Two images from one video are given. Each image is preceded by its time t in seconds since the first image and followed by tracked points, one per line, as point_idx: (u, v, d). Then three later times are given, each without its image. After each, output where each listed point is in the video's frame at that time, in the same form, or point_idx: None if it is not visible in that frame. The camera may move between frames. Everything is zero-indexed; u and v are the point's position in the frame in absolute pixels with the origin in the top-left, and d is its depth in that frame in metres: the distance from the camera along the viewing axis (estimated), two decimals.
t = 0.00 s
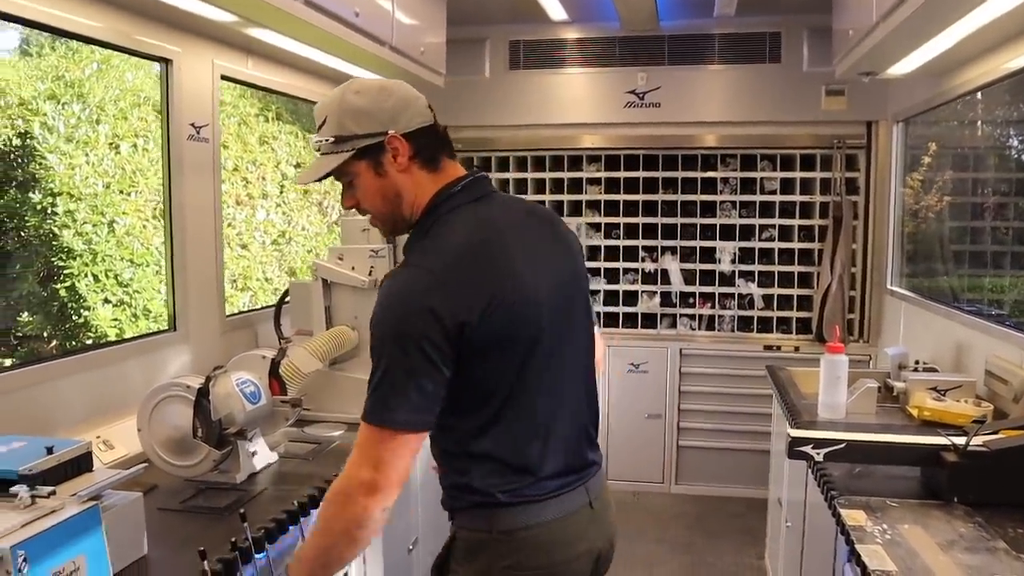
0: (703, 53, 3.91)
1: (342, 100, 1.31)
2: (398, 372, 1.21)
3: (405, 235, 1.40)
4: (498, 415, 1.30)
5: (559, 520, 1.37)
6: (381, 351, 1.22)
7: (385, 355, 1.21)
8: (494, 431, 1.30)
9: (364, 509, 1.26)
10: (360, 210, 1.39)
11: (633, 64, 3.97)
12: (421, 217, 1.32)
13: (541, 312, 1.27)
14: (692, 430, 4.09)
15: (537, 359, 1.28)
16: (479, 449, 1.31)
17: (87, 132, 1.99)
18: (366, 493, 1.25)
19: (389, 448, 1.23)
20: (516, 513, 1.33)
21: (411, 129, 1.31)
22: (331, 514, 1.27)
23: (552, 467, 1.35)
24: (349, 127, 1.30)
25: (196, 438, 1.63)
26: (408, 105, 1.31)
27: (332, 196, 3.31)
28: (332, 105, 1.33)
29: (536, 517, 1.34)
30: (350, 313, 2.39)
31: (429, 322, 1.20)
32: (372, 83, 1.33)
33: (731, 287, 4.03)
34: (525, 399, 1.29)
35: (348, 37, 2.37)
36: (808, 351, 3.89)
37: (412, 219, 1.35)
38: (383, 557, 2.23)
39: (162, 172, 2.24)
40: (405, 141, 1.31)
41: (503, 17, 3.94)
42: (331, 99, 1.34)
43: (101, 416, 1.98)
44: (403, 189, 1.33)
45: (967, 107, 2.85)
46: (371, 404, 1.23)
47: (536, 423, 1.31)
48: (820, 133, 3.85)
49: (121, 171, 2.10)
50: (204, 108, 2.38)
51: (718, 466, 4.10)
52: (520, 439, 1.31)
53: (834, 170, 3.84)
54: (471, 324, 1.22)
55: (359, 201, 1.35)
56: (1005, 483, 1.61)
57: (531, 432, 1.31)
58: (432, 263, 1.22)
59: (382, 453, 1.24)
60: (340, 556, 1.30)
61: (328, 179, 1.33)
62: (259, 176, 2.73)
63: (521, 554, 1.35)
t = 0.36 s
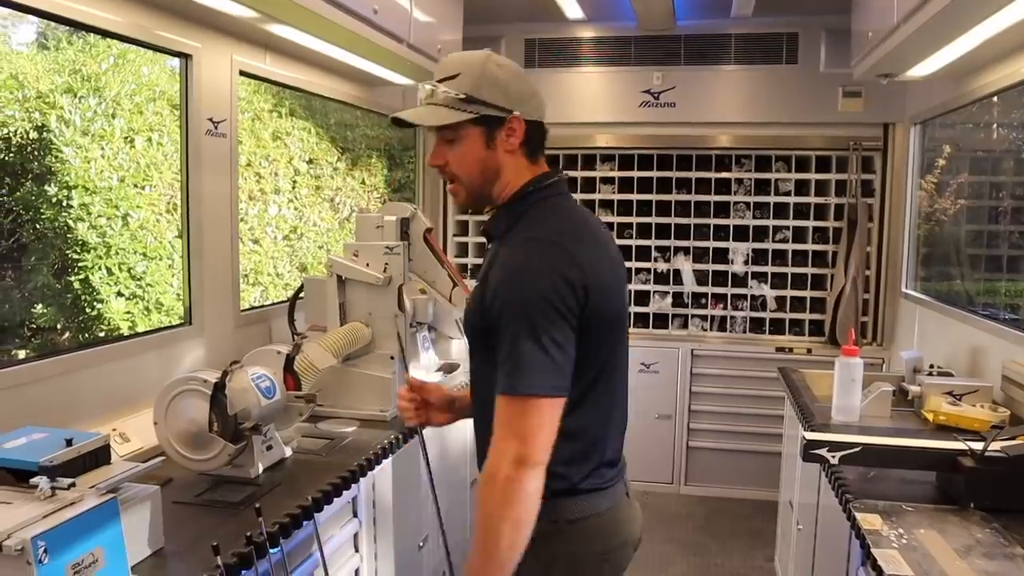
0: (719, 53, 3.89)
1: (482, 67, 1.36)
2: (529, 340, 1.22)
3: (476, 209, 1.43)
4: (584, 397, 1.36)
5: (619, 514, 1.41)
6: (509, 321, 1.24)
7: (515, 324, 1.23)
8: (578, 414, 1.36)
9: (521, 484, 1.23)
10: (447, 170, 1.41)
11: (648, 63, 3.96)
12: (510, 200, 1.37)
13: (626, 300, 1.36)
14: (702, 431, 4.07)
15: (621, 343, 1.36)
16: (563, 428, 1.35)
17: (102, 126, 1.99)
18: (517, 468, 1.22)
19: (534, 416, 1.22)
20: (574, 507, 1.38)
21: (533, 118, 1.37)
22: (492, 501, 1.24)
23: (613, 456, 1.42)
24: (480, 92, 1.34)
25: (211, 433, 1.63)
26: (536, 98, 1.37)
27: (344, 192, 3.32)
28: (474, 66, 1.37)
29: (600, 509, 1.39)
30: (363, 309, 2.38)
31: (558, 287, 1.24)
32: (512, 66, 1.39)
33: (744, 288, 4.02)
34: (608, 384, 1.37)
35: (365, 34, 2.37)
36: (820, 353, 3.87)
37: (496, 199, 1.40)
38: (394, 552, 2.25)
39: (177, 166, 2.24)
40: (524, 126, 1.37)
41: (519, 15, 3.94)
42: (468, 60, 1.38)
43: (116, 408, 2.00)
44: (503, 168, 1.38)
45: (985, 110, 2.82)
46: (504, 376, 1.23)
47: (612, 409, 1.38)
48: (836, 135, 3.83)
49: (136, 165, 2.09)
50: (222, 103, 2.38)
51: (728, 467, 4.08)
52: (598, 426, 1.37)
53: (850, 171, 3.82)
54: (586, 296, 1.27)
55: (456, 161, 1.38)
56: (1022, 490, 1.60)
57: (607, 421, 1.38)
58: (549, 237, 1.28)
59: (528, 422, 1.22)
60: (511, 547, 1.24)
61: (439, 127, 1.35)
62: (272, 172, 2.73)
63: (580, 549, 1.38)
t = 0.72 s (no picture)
0: (674, 56, 3.94)
1: (526, 77, 1.39)
2: (601, 318, 1.26)
3: (513, 210, 1.48)
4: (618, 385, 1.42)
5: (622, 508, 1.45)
6: (580, 302, 1.26)
7: (588, 304, 1.26)
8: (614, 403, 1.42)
9: (607, 456, 1.25)
10: (487, 173, 1.44)
11: (605, 64, 3.99)
12: (551, 200, 1.42)
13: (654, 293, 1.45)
14: (659, 430, 4.12)
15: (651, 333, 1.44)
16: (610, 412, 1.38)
17: (49, 120, 1.92)
18: (601, 440, 1.25)
19: (615, 389, 1.25)
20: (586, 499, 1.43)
21: (573, 125, 1.43)
22: (580, 479, 1.24)
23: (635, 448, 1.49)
24: (528, 102, 1.38)
25: (168, 436, 1.60)
26: (574, 106, 1.43)
27: (298, 191, 3.27)
28: (518, 76, 1.40)
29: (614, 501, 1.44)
30: (322, 310, 2.36)
31: (623, 269, 1.29)
32: (551, 73, 1.43)
33: (698, 288, 4.09)
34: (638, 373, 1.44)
35: (324, 33, 2.34)
36: (773, 353, 3.95)
37: (534, 200, 1.45)
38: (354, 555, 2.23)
39: (128, 163, 2.18)
40: (566, 132, 1.42)
41: (478, 15, 3.94)
42: (512, 70, 1.41)
43: (66, 413, 1.94)
44: (544, 171, 1.43)
45: (932, 115, 2.90)
46: (580, 355, 1.25)
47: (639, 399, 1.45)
48: (788, 138, 3.91)
49: (84, 161, 2.03)
50: (178, 100, 2.34)
51: (685, 466, 4.13)
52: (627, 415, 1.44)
53: (802, 174, 3.91)
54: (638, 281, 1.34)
55: (500, 167, 1.42)
56: (970, 486, 1.65)
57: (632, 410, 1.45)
58: (602, 226, 1.34)
59: (609, 396, 1.25)
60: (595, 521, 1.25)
61: (487, 136, 1.38)
62: (225, 170, 2.68)
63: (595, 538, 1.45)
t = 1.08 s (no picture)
0: (612, 62, 4.00)
1: (528, 84, 1.45)
2: (585, 317, 1.31)
3: (491, 207, 1.54)
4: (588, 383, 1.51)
5: (574, 506, 1.54)
6: (566, 303, 1.32)
7: (574, 304, 1.32)
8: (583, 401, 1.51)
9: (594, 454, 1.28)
10: (474, 168, 1.50)
11: (545, 70, 4.03)
12: (529, 207, 1.51)
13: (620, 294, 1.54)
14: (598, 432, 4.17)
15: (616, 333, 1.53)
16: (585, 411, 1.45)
17: None
18: (592, 435, 1.28)
19: (603, 386, 1.31)
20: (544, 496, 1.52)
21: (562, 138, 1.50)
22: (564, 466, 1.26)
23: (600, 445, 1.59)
24: (527, 110, 1.44)
25: (104, 447, 1.55)
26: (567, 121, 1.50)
27: (231, 192, 3.20)
28: (522, 81, 1.45)
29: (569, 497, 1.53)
30: (261, 315, 2.31)
31: (601, 271, 1.36)
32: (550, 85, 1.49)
33: (635, 292, 4.15)
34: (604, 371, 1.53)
35: (264, 34, 2.30)
36: (708, 355, 4.05)
37: (514, 202, 1.52)
38: (296, 563, 2.19)
39: (53, 162, 2.08)
40: (556, 144, 1.50)
41: (418, 18, 3.92)
42: (517, 73, 1.46)
43: None
44: (527, 176, 1.50)
45: (858, 126, 3.02)
46: (567, 352, 1.30)
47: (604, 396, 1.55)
48: (721, 145, 4.02)
49: (4, 159, 1.92)
50: (112, 100, 2.27)
51: (623, 467, 4.19)
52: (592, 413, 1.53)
53: (735, 179, 4.02)
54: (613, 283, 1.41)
55: (489, 165, 1.47)
56: (897, 483, 1.73)
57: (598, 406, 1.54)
58: (580, 231, 1.41)
59: (599, 393, 1.30)
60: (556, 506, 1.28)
61: (485, 133, 1.43)
62: (154, 170, 2.60)
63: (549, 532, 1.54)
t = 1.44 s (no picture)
0: (576, 67, 4.03)
1: (493, 99, 1.45)
2: (581, 328, 1.33)
3: (484, 224, 1.56)
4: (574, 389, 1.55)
5: (550, 506, 1.56)
6: (562, 314, 1.33)
7: (571, 315, 1.33)
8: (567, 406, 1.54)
9: (575, 454, 1.29)
10: (459, 192, 1.51)
11: (510, 74, 4.04)
12: (522, 216, 1.53)
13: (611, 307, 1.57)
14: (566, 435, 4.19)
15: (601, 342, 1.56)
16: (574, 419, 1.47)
17: None
18: (581, 433, 1.29)
19: (597, 395, 1.32)
20: (519, 497, 1.55)
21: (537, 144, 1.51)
22: (535, 435, 1.29)
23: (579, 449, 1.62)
24: (496, 123, 1.44)
25: (70, 457, 1.52)
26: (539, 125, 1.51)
27: (190, 196, 3.15)
28: (486, 98, 1.45)
29: (545, 497, 1.55)
30: (228, 321, 2.28)
31: (596, 284, 1.38)
32: (515, 93, 1.49)
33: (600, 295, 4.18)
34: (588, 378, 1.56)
35: (228, 37, 2.28)
36: (673, 357, 4.10)
37: (507, 212, 1.54)
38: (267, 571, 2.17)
39: (6, 164, 2.01)
40: (533, 151, 1.50)
41: (382, 21, 3.91)
42: (478, 91, 1.46)
43: None
44: (513, 188, 1.52)
45: (818, 132, 3.09)
46: (560, 359, 1.31)
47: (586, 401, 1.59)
48: (684, 149, 4.07)
49: None
50: (72, 103, 2.22)
51: (591, 470, 4.21)
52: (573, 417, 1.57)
53: (698, 184, 4.07)
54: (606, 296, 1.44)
55: (474, 186, 1.48)
56: (862, 480, 1.77)
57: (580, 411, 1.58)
58: (577, 243, 1.43)
59: (592, 398, 1.31)
60: (501, 447, 1.33)
61: (463, 160, 1.44)
62: (112, 173, 2.55)
63: (525, 533, 1.56)
